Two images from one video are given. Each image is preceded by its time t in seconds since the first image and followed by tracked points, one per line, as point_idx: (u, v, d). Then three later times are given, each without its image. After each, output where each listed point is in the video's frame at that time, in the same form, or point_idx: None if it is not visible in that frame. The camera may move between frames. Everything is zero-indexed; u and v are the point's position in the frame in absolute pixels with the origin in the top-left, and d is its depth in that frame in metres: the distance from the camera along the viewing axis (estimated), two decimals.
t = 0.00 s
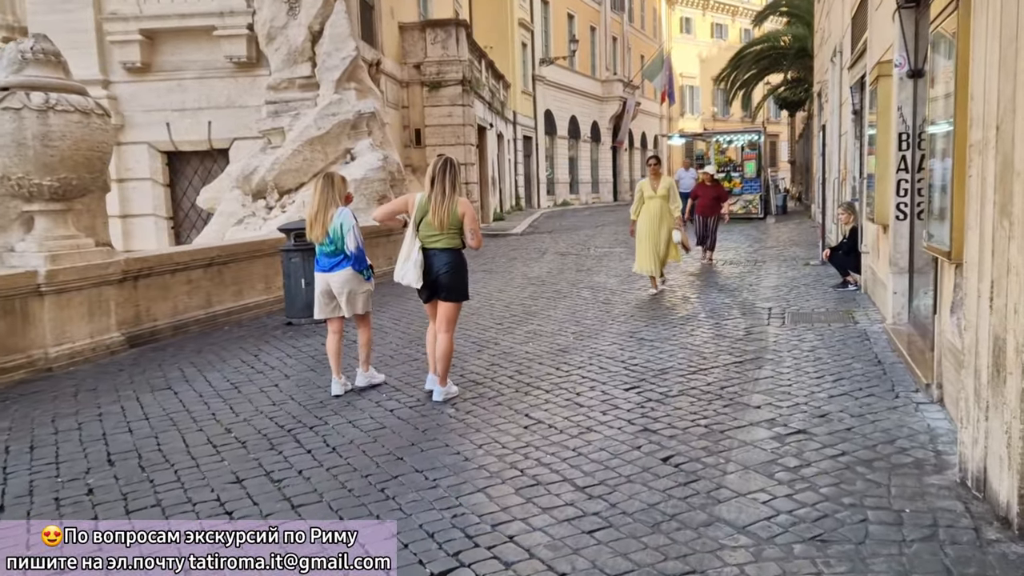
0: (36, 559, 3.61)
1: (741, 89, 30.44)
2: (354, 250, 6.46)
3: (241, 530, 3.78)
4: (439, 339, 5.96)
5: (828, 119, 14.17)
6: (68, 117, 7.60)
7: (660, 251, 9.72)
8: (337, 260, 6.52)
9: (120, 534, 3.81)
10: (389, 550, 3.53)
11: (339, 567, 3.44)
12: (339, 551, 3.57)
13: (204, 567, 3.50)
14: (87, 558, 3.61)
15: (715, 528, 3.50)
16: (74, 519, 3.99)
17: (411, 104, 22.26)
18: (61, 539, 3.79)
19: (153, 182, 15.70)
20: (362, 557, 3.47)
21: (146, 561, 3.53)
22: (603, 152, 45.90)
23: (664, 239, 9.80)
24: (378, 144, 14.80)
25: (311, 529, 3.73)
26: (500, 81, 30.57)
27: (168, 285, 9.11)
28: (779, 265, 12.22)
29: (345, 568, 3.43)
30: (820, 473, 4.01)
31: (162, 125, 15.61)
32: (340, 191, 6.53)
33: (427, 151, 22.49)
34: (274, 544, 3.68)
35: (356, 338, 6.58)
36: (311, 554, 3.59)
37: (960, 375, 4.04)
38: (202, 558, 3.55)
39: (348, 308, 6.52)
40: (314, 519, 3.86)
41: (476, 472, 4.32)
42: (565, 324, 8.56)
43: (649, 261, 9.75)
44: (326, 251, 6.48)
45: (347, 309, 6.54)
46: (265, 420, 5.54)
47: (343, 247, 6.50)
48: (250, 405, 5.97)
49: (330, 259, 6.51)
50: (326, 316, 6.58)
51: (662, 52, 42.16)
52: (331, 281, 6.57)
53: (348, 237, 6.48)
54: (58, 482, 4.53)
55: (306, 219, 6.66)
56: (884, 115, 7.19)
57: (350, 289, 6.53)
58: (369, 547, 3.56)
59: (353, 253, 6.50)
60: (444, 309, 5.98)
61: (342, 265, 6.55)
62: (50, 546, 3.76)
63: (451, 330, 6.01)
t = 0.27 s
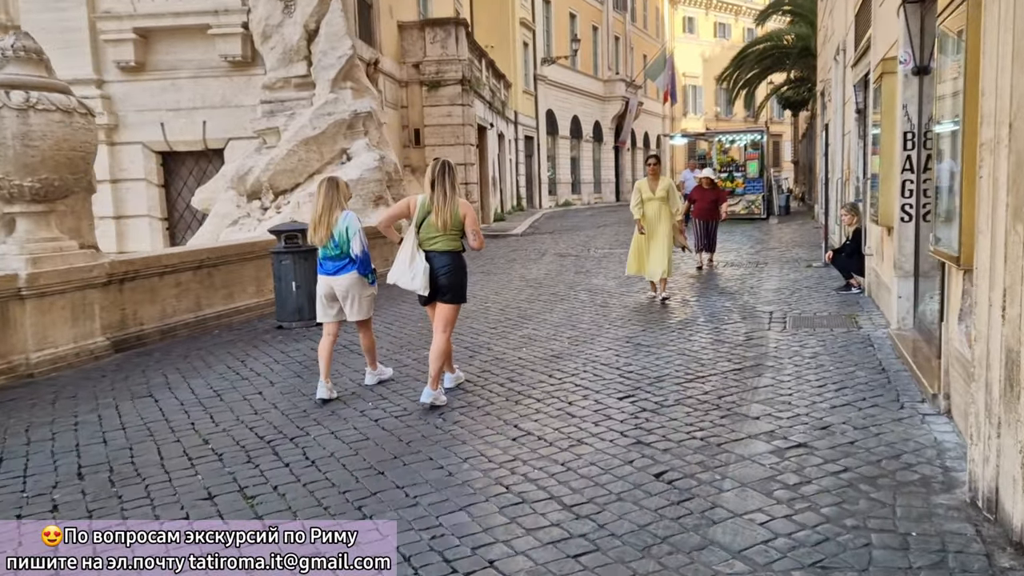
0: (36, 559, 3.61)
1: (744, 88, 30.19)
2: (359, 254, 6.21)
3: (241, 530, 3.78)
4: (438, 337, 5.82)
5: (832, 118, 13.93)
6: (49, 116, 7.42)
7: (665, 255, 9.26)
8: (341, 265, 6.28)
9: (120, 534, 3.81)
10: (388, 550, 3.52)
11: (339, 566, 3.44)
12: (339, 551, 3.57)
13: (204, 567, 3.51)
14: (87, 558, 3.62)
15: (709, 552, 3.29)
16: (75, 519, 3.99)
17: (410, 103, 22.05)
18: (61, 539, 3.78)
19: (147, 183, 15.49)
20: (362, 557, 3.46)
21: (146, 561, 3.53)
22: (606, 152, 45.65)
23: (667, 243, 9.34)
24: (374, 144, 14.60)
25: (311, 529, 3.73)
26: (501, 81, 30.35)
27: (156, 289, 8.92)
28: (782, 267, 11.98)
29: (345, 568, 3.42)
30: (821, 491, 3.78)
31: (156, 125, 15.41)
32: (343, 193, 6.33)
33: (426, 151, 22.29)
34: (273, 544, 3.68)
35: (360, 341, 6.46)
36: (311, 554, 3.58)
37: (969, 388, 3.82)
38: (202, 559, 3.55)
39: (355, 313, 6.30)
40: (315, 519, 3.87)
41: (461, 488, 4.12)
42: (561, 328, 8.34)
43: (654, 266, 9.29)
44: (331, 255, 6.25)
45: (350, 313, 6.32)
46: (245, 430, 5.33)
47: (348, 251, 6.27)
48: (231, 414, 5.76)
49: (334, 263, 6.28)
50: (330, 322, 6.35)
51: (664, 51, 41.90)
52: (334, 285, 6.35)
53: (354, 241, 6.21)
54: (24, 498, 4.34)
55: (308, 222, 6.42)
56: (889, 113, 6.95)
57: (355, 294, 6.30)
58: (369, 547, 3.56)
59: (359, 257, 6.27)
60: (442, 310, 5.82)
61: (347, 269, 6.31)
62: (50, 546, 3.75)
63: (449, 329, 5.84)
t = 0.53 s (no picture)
0: (37, 559, 3.67)
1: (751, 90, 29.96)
2: (375, 254, 6.38)
3: (241, 530, 3.84)
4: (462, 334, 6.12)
5: (840, 121, 13.71)
6: (38, 118, 7.29)
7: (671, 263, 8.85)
8: (356, 264, 6.46)
9: (121, 534, 3.88)
10: (388, 550, 3.58)
11: (339, 566, 3.51)
12: (338, 551, 3.64)
13: (205, 566, 3.57)
14: (89, 558, 3.68)
15: None
16: (77, 519, 4.05)
17: (412, 105, 21.86)
18: (62, 539, 3.85)
19: (146, 184, 15.34)
20: (361, 557, 3.53)
21: (147, 561, 3.59)
22: (611, 154, 45.41)
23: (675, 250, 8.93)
24: (376, 146, 14.43)
25: (311, 529, 3.79)
26: (505, 83, 30.13)
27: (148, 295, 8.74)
28: (788, 273, 11.76)
29: (345, 568, 3.49)
30: (831, 516, 3.57)
31: (155, 126, 15.25)
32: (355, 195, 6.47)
33: (429, 153, 22.10)
34: (274, 544, 3.75)
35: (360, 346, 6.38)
36: (310, 554, 3.65)
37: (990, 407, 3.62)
38: (203, 558, 3.61)
39: (367, 312, 6.47)
40: (315, 520, 3.93)
41: (452, 511, 3.92)
42: (562, 335, 8.14)
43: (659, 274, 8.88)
44: (345, 254, 6.43)
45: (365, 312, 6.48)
46: (231, 444, 5.16)
47: (363, 251, 6.44)
48: (218, 426, 5.59)
49: (348, 262, 6.46)
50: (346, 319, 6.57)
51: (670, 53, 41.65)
52: (349, 285, 6.51)
53: (368, 241, 6.38)
54: None
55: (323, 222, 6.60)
56: (901, 116, 6.73)
57: (370, 292, 6.46)
58: (368, 547, 3.62)
59: (374, 256, 6.44)
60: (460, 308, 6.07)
61: (361, 268, 6.50)
62: (51, 546, 3.82)
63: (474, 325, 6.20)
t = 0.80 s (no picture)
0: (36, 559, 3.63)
1: (755, 88, 29.75)
2: (383, 252, 6.29)
3: (241, 530, 3.79)
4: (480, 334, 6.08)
5: (845, 119, 13.50)
6: (22, 113, 7.09)
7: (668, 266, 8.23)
8: (362, 262, 6.36)
9: (120, 534, 3.83)
10: (388, 550, 3.52)
11: (339, 567, 3.45)
12: (339, 551, 3.58)
13: (205, 567, 3.52)
14: (87, 558, 3.63)
15: None
16: (76, 519, 4.01)
17: (412, 103, 21.66)
18: (61, 539, 3.80)
19: (141, 183, 15.14)
20: (362, 557, 3.47)
21: (146, 561, 3.54)
22: (614, 153, 45.18)
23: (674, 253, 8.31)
24: (374, 144, 14.23)
25: (311, 529, 3.73)
26: (507, 81, 29.91)
27: (138, 296, 8.54)
28: (793, 273, 11.54)
29: (346, 568, 3.43)
30: (843, 533, 3.36)
31: (151, 124, 15.05)
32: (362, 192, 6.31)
33: (429, 152, 21.90)
34: (274, 544, 3.69)
35: (357, 347, 6.19)
36: (310, 554, 3.59)
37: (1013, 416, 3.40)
38: (202, 559, 3.57)
39: (372, 310, 6.39)
40: (315, 519, 3.87)
41: (442, 525, 3.71)
42: (561, 337, 7.94)
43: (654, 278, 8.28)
44: (352, 252, 6.31)
45: (371, 310, 6.41)
46: (214, 452, 4.95)
47: (371, 249, 6.34)
48: (202, 432, 5.39)
49: (354, 260, 6.36)
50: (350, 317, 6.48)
51: (673, 51, 41.42)
52: (355, 282, 6.41)
53: (378, 239, 6.28)
54: None
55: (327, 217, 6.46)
56: (911, 111, 6.49)
57: (374, 291, 6.39)
58: (369, 548, 3.56)
59: (382, 254, 6.35)
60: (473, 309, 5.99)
61: (367, 266, 6.40)
62: (50, 546, 3.77)
63: (488, 322, 6.17)
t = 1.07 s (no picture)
0: (37, 559, 3.66)
1: (755, 88, 29.53)
2: (382, 255, 6.29)
3: (241, 529, 3.80)
4: (489, 334, 6.24)
5: (847, 118, 13.28)
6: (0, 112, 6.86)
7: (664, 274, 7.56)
8: (362, 264, 6.38)
9: (120, 533, 3.85)
10: (388, 550, 3.54)
11: (339, 567, 3.47)
12: (339, 551, 3.59)
13: (205, 567, 3.54)
14: (88, 558, 3.66)
15: None
16: (77, 519, 4.04)
17: (409, 102, 21.43)
18: (62, 539, 3.83)
19: (133, 183, 14.91)
20: (362, 557, 3.49)
21: (146, 561, 3.57)
22: (613, 152, 44.95)
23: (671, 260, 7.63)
24: (369, 144, 14.01)
25: (311, 529, 3.74)
26: (505, 80, 29.68)
27: (122, 301, 8.30)
28: (795, 275, 11.32)
29: (344, 568, 3.45)
30: (855, 560, 3.14)
31: (142, 123, 14.83)
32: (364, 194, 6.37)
33: (426, 151, 21.67)
34: (273, 544, 3.71)
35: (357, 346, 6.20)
36: (311, 554, 3.61)
37: None
38: (203, 558, 3.58)
39: (371, 313, 6.39)
40: (315, 519, 3.88)
41: (430, 549, 3.50)
42: (557, 342, 7.72)
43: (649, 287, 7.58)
44: (352, 254, 6.34)
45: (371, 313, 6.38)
46: (193, 466, 4.74)
47: (370, 251, 6.34)
48: (182, 444, 5.18)
49: (354, 262, 6.38)
50: (349, 318, 6.51)
51: (672, 50, 41.21)
52: (354, 285, 6.43)
53: (376, 243, 6.27)
54: None
55: (328, 220, 6.50)
56: (919, 110, 6.26)
57: (374, 293, 6.40)
58: (368, 548, 3.57)
59: (381, 257, 6.35)
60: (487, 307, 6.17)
61: (367, 268, 6.42)
62: (51, 546, 3.80)
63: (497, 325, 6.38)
